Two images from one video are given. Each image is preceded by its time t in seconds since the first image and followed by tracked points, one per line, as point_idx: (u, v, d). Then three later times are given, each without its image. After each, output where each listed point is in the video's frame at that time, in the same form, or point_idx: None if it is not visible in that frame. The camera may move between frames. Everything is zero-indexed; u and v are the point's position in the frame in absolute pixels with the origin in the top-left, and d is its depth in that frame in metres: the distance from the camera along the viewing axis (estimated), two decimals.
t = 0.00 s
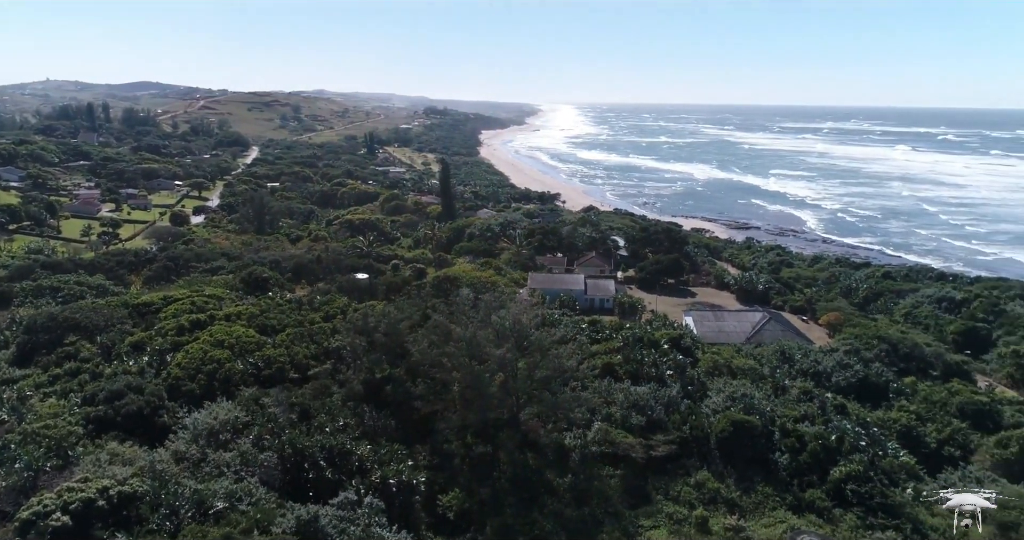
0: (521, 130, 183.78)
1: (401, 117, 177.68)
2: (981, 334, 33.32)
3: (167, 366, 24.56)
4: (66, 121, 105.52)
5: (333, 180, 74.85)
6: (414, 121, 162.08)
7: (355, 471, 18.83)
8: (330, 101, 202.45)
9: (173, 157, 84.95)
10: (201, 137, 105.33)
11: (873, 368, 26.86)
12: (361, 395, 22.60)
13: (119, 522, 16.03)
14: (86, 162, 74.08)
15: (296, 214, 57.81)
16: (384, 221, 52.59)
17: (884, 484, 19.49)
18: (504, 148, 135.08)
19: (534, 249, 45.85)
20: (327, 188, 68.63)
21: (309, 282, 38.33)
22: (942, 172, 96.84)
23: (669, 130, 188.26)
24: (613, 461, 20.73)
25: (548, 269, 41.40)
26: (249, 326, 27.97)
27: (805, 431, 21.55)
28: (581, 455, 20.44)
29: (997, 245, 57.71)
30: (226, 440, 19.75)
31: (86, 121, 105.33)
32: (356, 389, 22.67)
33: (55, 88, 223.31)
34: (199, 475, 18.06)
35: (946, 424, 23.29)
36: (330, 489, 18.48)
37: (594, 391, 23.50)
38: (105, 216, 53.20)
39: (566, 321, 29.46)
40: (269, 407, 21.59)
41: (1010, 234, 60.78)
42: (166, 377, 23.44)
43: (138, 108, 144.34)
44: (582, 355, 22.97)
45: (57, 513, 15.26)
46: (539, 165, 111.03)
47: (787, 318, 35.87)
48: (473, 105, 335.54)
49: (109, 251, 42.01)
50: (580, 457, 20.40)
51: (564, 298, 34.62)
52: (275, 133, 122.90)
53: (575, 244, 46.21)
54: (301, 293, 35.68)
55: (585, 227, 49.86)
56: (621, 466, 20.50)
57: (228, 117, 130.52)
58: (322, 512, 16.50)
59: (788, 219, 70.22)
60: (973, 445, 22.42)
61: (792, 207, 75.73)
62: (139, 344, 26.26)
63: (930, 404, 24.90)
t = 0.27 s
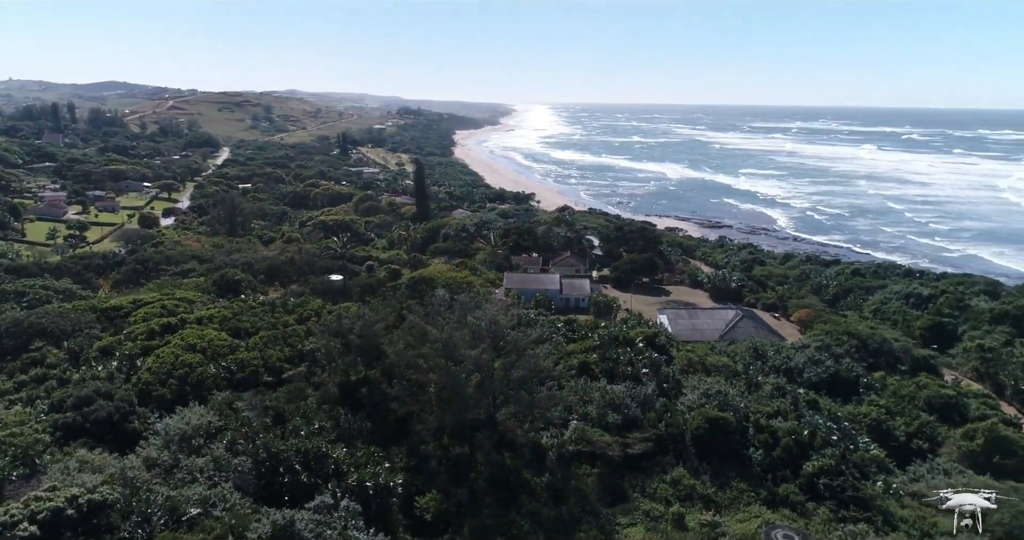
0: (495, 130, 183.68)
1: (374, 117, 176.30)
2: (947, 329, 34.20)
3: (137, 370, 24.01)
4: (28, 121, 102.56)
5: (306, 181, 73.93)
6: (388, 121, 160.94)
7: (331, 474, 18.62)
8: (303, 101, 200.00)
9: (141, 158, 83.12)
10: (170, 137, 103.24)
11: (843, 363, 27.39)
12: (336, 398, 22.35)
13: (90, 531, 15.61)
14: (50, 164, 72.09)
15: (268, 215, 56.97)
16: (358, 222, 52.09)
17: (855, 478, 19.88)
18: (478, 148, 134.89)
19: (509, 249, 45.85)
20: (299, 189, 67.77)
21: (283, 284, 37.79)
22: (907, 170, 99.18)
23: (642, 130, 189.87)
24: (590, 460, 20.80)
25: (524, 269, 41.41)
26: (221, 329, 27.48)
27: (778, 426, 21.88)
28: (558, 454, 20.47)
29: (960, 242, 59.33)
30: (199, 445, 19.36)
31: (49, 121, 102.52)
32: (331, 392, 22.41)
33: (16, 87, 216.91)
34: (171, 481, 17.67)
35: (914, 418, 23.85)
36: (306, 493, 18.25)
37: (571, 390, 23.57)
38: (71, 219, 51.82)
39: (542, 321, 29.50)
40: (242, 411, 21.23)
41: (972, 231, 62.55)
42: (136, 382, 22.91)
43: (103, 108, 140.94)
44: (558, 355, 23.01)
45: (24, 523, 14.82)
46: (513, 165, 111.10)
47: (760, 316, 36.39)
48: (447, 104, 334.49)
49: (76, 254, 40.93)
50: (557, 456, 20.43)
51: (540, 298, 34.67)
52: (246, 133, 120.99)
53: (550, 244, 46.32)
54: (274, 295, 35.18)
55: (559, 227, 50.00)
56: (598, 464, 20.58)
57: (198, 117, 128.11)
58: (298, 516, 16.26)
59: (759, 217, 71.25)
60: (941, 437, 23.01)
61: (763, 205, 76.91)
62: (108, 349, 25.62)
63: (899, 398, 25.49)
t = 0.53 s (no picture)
0: (468, 130, 183.39)
1: (345, 117, 174.63)
2: (912, 324, 35.08)
3: (104, 376, 23.39)
4: None
5: (276, 182, 72.87)
6: (359, 121, 159.52)
7: (306, 478, 18.36)
8: (272, 101, 197.10)
9: (104, 159, 81.04)
10: (135, 138, 100.86)
11: (813, 359, 27.95)
12: (309, 401, 22.05)
13: None
14: (8, 165, 69.85)
15: (238, 217, 55.99)
16: (330, 223, 51.49)
17: (825, 472, 20.29)
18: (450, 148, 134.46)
19: (483, 249, 45.76)
20: (269, 190, 66.76)
21: (253, 286, 37.16)
22: (871, 169, 101.58)
23: (613, 130, 191.25)
24: (565, 459, 20.85)
25: (498, 269, 41.37)
26: (191, 333, 26.89)
27: (750, 422, 22.21)
28: (534, 454, 20.47)
29: (922, 239, 60.97)
30: (169, 451, 18.92)
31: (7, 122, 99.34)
32: (304, 395, 22.11)
33: None
34: (141, 489, 17.22)
35: (882, 411, 24.45)
36: (280, 498, 17.97)
37: (546, 390, 23.60)
38: (32, 222, 50.29)
39: (517, 321, 29.50)
40: (214, 416, 20.81)
41: (934, 229, 64.29)
42: (102, 388, 22.31)
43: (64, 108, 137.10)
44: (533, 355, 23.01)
45: None
46: (486, 165, 111.02)
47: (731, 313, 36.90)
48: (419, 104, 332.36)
49: (38, 258, 39.72)
50: (533, 456, 20.43)
51: (514, 298, 34.67)
52: (214, 134, 118.81)
53: (524, 244, 46.36)
54: (245, 298, 34.57)
55: (533, 227, 50.06)
56: (574, 463, 20.64)
57: (163, 117, 125.36)
58: (272, 522, 15.97)
59: (729, 216, 72.30)
60: (908, 431, 23.61)
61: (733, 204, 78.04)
62: (73, 355, 24.90)
63: (868, 393, 26.09)
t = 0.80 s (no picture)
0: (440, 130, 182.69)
1: (315, 117, 172.60)
2: (878, 319, 35.90)
3: (70, 382, 22.73)
4: None
5: (245, 183, 71.64)
6: (330, 121, 157.78)
7: (279, 482, 18.09)
8: (240, 101, 193.82)
9: (66, 160, 78.80)
10: (98, 138, 98.27)
11: (783, 355, 28.43)
12: (282, 404, 21.73)
13: None
14: None
15: (207, 218, 54.91)
16: (301, 224, 50.81)
17: (797, 466, 20.68)
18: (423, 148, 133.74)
19: (457, 250, 45.59)
20: (239, 191, 65.63)
21: (224, 289, 36.47)
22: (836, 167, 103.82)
23: (585, 130, 192.18)
24: (541, 458, 20.87)
25: (472, 270, 41.26)
26: (160, 337, 26.29)
27: (723, 418, 22.50)
28: (510, 454, 20.46)
29: (887, 236, 62.47)
30: (138, 458, 18.45)
31: None
32: (277, 398, 21.77)
33: None
34: (110, 497, 16.72)
35: (851, 405, 24.99)
36: (253, 503, 17.68)
37: (521, 389, 23.60)
38: None
39: (491, 321, 29.45)
40: (184, 421, 20.38)
41: (898, 226, 65.92)
42: (68, 395, 21.68)
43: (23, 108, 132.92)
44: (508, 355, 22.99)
45: None
46: (459, 165, 110.70)
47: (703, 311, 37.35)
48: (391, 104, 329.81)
49: None
50: (509, 455, 20.41)
51: (489, 298, 34.62)
52: (181, 134, 116.40)
53: (497, 244, 46.32)
54: (216, 301, 33.92)
55: (506, 226, 50.05)
56: (549, 462, 20.68)
57: (128, 117, 122.37)
58: (245, 528, 15.67)
59: (700, 215, 73.18)
60: (875, 424, 24.16)
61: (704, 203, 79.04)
62: (37, 361, 24.15)
63: (837, 387, 26.63)
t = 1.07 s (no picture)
0: (412, 130, 181.64)
1: (285, 117, 170.26)
2: (846, 316, 36.67)
3: (33, 389, 22.03)
4: None
5: (213, 184, 70.30)
6: (299, 122, 155.76)
7: (252, 488, 17.77)
8: (207, 100, 190.06)
9: (26, 162, 76.38)
10: (59, 139, 95.45)
11: (754, 351, 28.87)
12: (254, 409, 21.38)
13: None
14: None
15: (174, 220, 53.74)
16: (272, 226, 50.04)
17: (770, 461, 21.02)
18: (394, 149, 132.76)
19: (430, 250, 45.35)
20: (207, 193, 64.36)
21: (193, 292, 35.72)
22: (803, 166, 105.87)
23: (556, 129, 192.89)
24: (517, 458, 20.86)
25: (445, 270, 41.08)
26: (127, 342, 25.65)
27: (696, 416, 22.75)
28: (485, 454, 20.41)
29: (853, 234, 63.88)
30: (106, 465, 17.93)
31: None
32: (248, 402, 21.41)
33: None
34: (77, 505, 16.16)
35: (820, 400, 25.47)
36: (225, 510, 17.34)
37: (495, 390, 23.57)
38: None
39: (466, 321, 29.35)
40: (154, 427, 19.89)
41: (863, 223, 67.46)
42: (31, 402, 20.99)
43: None
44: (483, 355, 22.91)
45: None
46: (431, 166, 110.22)
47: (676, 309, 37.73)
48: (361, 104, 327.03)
49: None
50: (484, 456, 20.36)
51: (462, 299, 34.50)
52: (147, 135, 113.76)
53: (471, 244, 46.20)
54: (185, 304, 33.20)
55: (479, 227, 49.92)
56: (524, 462, 20.68)
57: (90, 117, 119.10)
58: (218, 534, 15.31)
59: (671, 214, 73.94)
60: (845, 418, 24.66)
61: (675, 202, 79.89)
62: None
63: (806, 383, 27.14)
